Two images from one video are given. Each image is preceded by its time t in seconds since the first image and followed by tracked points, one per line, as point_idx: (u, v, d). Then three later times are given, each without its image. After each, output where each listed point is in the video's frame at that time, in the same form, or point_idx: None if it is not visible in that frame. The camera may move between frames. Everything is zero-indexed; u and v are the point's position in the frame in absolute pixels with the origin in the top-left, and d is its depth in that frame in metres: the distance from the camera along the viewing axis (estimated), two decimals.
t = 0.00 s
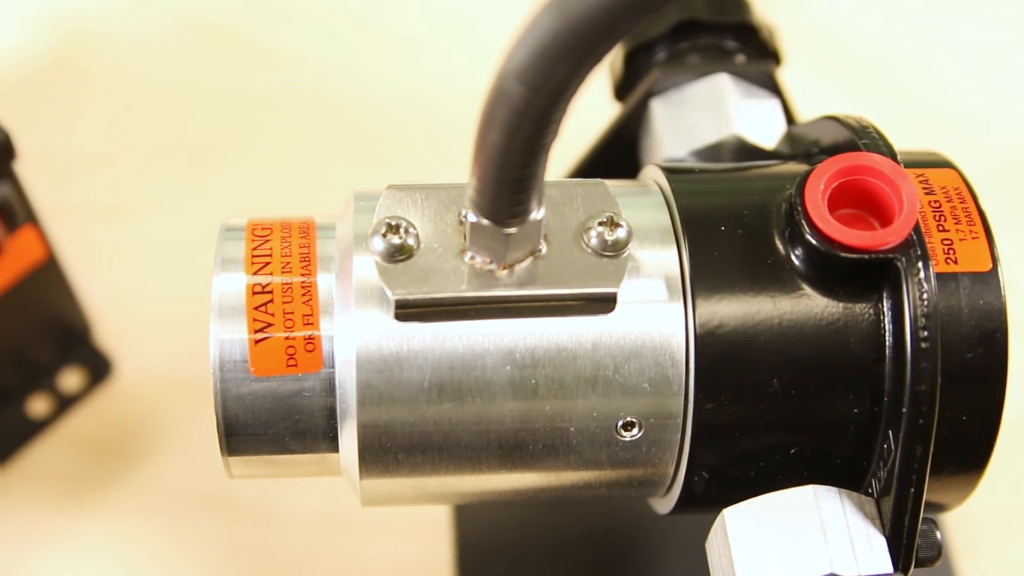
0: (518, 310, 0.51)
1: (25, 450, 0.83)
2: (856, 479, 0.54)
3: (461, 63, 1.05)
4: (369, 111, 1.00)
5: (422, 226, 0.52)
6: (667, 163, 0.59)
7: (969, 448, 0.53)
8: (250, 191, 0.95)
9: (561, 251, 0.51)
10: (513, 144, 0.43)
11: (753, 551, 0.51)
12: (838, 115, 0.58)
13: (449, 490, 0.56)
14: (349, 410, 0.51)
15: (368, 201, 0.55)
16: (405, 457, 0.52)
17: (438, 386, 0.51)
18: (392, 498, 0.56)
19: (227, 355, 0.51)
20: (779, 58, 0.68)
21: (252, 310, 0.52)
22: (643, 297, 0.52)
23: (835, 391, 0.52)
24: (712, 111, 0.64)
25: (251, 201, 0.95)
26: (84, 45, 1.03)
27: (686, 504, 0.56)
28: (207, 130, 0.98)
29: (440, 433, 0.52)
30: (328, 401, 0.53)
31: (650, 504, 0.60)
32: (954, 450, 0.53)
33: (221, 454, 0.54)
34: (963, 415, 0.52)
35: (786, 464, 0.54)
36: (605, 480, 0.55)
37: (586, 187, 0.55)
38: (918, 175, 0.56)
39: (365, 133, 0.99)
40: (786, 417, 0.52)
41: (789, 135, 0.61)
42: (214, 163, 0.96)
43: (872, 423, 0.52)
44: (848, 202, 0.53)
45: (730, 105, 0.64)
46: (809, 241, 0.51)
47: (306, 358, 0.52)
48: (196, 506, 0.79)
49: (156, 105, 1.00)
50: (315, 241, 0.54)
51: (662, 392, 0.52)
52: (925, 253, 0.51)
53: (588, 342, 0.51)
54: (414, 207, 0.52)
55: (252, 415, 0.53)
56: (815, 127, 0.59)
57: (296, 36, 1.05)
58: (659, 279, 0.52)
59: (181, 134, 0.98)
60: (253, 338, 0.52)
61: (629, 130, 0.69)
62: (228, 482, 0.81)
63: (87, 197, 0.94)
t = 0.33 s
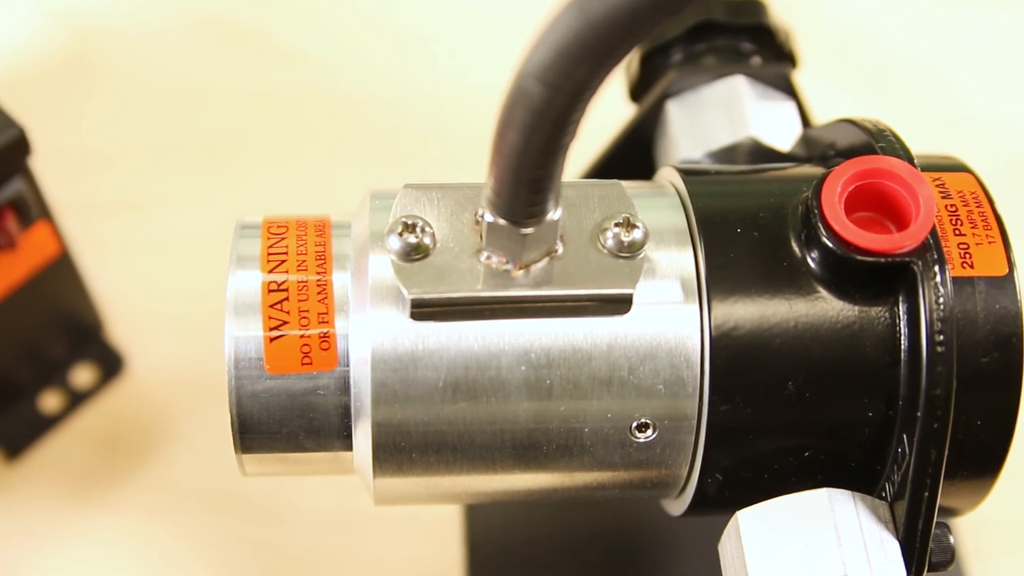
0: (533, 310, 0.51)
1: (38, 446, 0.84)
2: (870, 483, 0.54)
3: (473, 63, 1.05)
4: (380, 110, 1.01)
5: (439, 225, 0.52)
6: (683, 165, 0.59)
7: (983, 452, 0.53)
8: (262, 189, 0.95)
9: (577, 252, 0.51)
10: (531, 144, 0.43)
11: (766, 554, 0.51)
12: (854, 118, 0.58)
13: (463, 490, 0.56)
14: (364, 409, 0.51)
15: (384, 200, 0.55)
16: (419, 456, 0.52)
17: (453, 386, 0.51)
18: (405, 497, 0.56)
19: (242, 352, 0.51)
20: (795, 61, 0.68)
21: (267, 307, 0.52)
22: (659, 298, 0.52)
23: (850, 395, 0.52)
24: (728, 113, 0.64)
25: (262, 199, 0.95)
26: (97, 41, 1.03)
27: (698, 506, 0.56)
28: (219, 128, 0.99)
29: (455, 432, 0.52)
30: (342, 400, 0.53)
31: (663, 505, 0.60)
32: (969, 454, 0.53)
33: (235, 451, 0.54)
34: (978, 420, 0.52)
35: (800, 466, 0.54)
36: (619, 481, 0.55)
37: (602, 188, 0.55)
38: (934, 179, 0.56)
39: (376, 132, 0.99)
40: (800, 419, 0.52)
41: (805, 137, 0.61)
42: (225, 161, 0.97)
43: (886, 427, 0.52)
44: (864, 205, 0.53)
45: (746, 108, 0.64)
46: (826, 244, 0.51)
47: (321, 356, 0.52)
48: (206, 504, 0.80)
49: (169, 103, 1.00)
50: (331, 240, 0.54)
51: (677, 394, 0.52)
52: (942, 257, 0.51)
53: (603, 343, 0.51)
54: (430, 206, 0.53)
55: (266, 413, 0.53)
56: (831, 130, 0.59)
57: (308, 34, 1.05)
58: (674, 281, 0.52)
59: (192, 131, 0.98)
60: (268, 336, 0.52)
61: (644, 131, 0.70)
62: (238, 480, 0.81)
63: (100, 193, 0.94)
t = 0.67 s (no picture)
0: (549, 310, 0.51)
1: (50, 441, 0.84)
2: (884, 487, 0.54)
3: (486, 62, 1.05)
4: (393, 110, 1.01)
5: (455, 224, 0.52)
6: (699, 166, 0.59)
7: (998, 457, 0.53)
8: (275, 187, 0.95)
9: (594, 253, 0.51)
10: (549, 145, 0.43)
11: (780, 556, 0.51)
12: (872, 121, 0.58)
13: (478, 489, 0.56)
14: (378, 408, 0.51)
15: (400, 199, 0.55)
16: (433, 456, 0.52)
17: (468, 386, 0.51)
18: (419, 496, 0.56)
19: (258, 350, 0.51)
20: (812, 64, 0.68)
21: (283, 305, 0.52)
22: (674, 300, 0.52)
23: (865, 398, 0.52)
24: (744, 116, 0.64)
25: (274, 197, 0.95)
26: (112, 38, 1.03)
27: (712, 508, 0.56)
28: (232, 125, 0.99)
29: (469, 432, 0.52)
30: (357, 398, 0.53)
31: (676, 506, 0.60)
32: (984, 459, 0.53)
33: (249, 449, 0.54)
34: (993, 424, 0.52)
35: (815, 469, 0.54)
36: (632, 482, 0.56)
37: (619, 189, 0.55)
38: (951, 183, 0.56)
39: (389, 131, 0.99)
40: (815, 423, 0.52)
41: (820, 140, 0.61)
42: (238, 159, 0.97)
43: (901, 431, 0.52)
44: (880, 208, 0.53)
45: (762, 110, 0.64)
46: (842, 248, 0.51)
47: (336, 355, 0.52)
48: (218, 501, 0.80)
49: (183, 100, 1.00)
50: (347, 238, 0.54)
51: (692, 396, 0.52)
52: (958, 261, 0.51)
53: (618, 344, 0.51)
54: (446, 205, 0.53)
55: (281, 411, 0.53)
56: (847, 133, 0.59)
57: (322, 31, 1.05)
58: (690, 282, 0.52)
59: (206, 129, 0.98)
60: (283, 334, 0.52)
61: (660, 132, 0.70)
62: (250, 477, 0.81)
63: (113, 190, 0.94)
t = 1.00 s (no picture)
0: (566, 311, 0.51)
1: (62, 437, 0.84)
2: (898, 491, 0.54)
3: (499, 62, 1.05)
4: (406, 109, 1.01)
5: (473, 224, 0.52)
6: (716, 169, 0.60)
7: (1013, 462, 0.53)
8: (288, 185, 0.95)
9: (612, 253, 0.51)
10: (570, 146, 0.43)
11: (795, 560, 0.51)
12: (890, 125, 0.58)
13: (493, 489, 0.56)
14: (394, 406, 0.51)
15: (418, 198, 0.55)
16: (448, 456, 0.53)
17: (484, 385, 0.51)
18: (435, 495, 0.56)
19: (274, 348, 0.52)
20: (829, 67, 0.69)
21: (300, 303, 0.52)
22: (691, 301, 0.52)
23: (881, 402, 0.52)
24: (761, 119, 0.65)
25: (287, 195, 0.95)
26: (128, 34, 1.03)
27: (726, 511, 0.56)
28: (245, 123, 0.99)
29: (484, 432, 0.52)
30: (373, 397, 0.53)
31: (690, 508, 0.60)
32: (999, 465, 0.53)
33: (265, 446, 0.54)
34: (1009, 430, 0.52)
35: (830, 473, 0.53)
36: (647, 484, 0.56)
37: (636, 191, 0.55)
38: (968, 188, 0.56)
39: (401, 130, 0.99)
40: (831, 426, 0.52)
41: (837, 144, 0.61)
42: (251, 157, 0.97)
43: (916, 435, 0.52)
44: (897, 212, 0.53)
45: (779, 114, 0.64)
46: (859, 251, 0.51)
47: (352, 353, 0.52)
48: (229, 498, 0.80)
49: (196, 97, 1.00)
50: (364, 237, 0.54)
51: (708, 399, 0.52)
52: (976, 266, 0.50)
53: (635, 346, 0.51)
54: (464, 205, 0.53)
55: (298, 409, 0.53)
56: (864, 136, 0.59)
57: (335, 29, 1.05)
58: (708, 284, 0.52)
59: (219, 126, 0.99)
60: (300, 332, 0.52)
61: (677, 134, 0.70)
62: (261, 474, 0.81)
63: (127, 187, 0.95)
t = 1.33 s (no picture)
0: (585, 312, 0.51)
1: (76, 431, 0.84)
2: (914, 496, 0.54)
3: (514, 63, 1.05)
4: (420, 108, 1.01)
5: (493, 224, 0.52)
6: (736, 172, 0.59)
7: None
8: (303, 183, 0.96)
9: (631, 255, 0.51)
10: (591, 148, 0.43)
11: (810, 563, 0.51)
12: (909, 130, 0.58)
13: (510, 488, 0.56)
14: (412, 405, 0.52)
15: (438, 198, 0.55)
16: (465, 455, 0.53)
17: (502, 386, 0.51)
18: (451, 494, 0.56)
19: (293, 346, 0.52)
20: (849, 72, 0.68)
21: (320, 301, 0.52)
22: (709, 304, 0.52)
23: (899, 408, 0.52)
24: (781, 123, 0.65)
25: (301, 193, 0.95)
26: (145, 31, 1.04)
27: (742, 513, 0.56)
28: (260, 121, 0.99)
29: (502, 432, 0.52)
30: (391, 396, 0.53)
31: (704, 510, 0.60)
32: (1016, 471, 0.53)
33: (282, 444, 0.54)
34: None
35: (846, 477, 0.53)
36: (663, 486, 0.56)
37: (656, 194, 0.55)
38: (988, 194, 0.56)
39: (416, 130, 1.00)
40: (848, 430, 0.52)
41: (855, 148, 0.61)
42: (265, 155, 0.97)
43: (934, 440, 0.52)
44: (916, 217, 0.53)
45: (798, 117, 0.64)
46: (879, 255, 0.51)
47: (371, 352, 0.52)
48: (241, 494, 0.80)
49: (212, 94, 1.01)
50: (384, 236, 0.55)
51: (725, 401, 0.52)
52: (995, 272, 0.50)
53: (653, 348, 0.51)
54: (484, 205, 0.53)
55: (315, 407, 0.53)
56: (884, 141, 0.59)
57: (351, 28, 1.05)
58: (727, 287, 0.52)
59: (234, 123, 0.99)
60: (319, 330, 0.52)
61: (695, 137, 0.70)
62: (274, 471, 0.82)
63: (142, 183, 0.95)
